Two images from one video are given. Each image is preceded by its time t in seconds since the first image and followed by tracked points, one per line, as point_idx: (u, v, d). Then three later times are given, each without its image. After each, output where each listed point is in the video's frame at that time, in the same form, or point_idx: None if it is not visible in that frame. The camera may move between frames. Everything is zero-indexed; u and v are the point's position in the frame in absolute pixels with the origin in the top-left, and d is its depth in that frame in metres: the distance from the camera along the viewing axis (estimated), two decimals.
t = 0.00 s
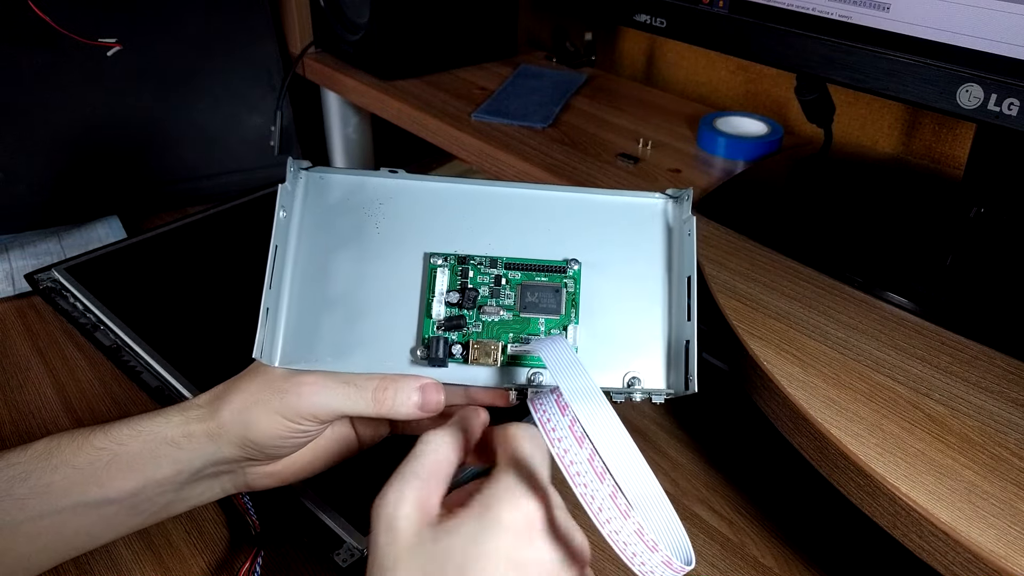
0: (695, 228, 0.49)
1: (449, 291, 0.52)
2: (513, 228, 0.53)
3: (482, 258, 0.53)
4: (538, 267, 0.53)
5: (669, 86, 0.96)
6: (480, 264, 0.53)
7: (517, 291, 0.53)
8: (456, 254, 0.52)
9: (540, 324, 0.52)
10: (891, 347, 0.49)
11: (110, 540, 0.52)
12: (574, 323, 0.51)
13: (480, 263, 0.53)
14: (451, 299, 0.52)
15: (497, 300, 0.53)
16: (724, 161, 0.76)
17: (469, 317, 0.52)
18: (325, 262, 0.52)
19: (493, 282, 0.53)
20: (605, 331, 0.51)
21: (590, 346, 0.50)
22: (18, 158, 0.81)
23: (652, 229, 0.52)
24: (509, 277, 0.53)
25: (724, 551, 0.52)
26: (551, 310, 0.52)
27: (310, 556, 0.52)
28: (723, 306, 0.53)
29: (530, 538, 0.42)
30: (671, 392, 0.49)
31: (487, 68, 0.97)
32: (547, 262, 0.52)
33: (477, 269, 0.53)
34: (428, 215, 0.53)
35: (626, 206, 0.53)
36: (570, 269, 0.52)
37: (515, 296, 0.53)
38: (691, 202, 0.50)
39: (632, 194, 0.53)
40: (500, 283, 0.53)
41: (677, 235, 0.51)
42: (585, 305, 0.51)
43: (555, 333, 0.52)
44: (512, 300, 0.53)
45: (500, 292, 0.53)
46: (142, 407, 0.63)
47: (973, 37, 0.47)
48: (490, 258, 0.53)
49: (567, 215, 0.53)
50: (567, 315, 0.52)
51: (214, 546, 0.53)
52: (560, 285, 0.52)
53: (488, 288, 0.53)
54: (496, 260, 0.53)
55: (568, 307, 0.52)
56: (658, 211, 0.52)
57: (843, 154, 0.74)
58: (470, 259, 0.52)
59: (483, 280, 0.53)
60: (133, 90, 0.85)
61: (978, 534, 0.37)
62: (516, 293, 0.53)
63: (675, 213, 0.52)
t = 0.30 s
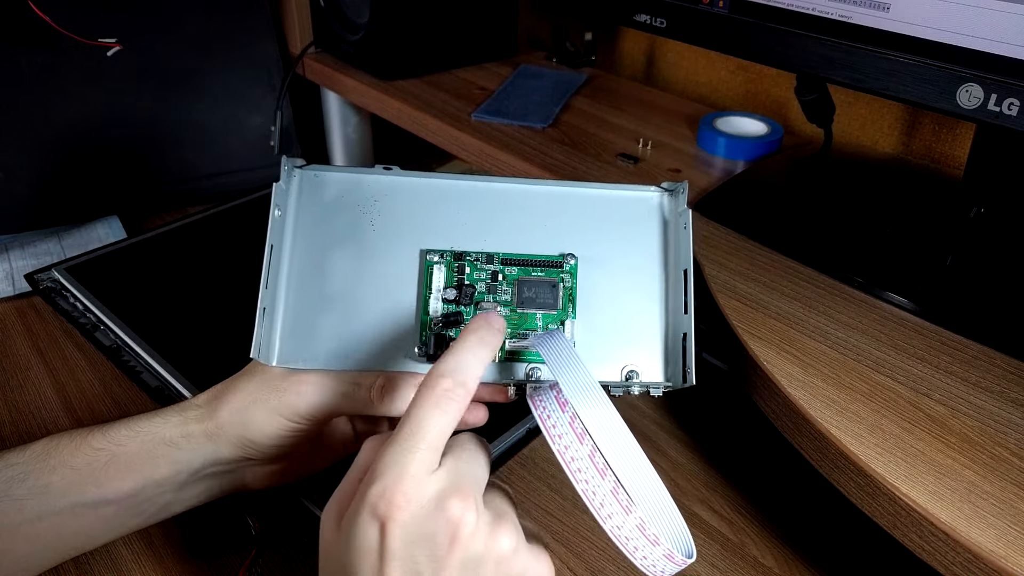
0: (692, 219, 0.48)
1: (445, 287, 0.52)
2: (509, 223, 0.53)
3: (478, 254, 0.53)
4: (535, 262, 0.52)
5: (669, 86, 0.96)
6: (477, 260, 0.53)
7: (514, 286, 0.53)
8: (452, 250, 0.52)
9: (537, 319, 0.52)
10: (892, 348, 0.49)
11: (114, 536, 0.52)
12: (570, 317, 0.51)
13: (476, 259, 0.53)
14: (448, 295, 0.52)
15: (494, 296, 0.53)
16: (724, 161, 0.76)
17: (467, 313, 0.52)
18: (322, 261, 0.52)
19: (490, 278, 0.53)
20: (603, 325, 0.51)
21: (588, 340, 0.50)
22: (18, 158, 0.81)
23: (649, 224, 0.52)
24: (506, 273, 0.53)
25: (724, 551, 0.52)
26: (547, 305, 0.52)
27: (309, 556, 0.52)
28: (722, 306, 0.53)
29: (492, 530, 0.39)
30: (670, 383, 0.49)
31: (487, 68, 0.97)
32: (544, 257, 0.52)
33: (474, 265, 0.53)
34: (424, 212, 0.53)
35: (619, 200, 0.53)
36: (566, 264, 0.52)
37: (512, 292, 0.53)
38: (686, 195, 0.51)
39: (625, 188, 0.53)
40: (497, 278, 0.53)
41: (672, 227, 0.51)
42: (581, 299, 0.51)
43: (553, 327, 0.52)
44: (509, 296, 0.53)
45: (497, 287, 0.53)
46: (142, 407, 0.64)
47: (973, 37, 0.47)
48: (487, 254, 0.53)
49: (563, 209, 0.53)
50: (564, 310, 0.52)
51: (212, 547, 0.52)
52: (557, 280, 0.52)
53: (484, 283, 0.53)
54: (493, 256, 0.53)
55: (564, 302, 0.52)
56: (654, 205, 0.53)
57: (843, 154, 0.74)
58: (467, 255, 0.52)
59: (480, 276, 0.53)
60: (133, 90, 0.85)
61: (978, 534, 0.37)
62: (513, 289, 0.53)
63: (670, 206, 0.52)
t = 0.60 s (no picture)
0: (693, 222, 0.49)
1: (443, 293, 0.51)
2: (506, 224, 0.52)
3: (476, 257, 0.52)
4: (534, 265, 0.52)
5: (669, 86, 0.96)
6: (474, 263, 0.52)
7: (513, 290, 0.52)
8: (449, 254, 0.52)
9: (537, 323, 0.52)
10: (892, 347, 0.49)
11: (114, 538, 0.52)
12: (570, 322, 0.51)
13: (474, 262, 0.52)
14: (445, 301, 0.51)
15: (492, 300, 0.52)
16: (724, 161, 0.76)
17: (466, 318, 0.52)
18: (316, 266, 0.51)
19: (488, 282, 0.53)
20: (603, 330, 0.51)
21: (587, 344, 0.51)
22: (18, 159, 0.81)
23: (646, 221, 0.52)
24: (504, 276, 0.52)
25: (724, 551, 0.52)
26: (547, 309, 0.51)
27: (308, 556, 0.52)
28: (722, 306, 0.53)
29: (502, 533, 0.40)
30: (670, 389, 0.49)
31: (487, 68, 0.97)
32: (543, 260, 0.52)
33: (472, 269, 0.52)
34: (418, 213, 0.52)
35: (619, 199, 0.52)
36: (565, 266, 0.51)
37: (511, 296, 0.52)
38: (687, 194, 0.51)
39: (626, 186, 0.52)
40: (495, 282, 0.52)
41: (673, 228, 0.51)
42: (580, 302, 0.51)
43: (552, 331, 0.52)
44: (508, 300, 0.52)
45: (496, 292, 0.52)
46: (142, 407, 0.64)
47: (973, 37, 0.47)
48: (485, 257, 0.52)
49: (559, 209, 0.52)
50: (563, 314, 0.51)
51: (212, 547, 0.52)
52: (556, 283, 0.51)
53: (483, 288, 0.53)
54: (491, 259, 0.52)
55: (563, 306, 0.51)
56: (654, 204, 0.52)
57: (843, 154, 0.74)
58: (464, 258, 0.52)
59: (478, 280, 0.52)
60: (133, 90, 0.85)
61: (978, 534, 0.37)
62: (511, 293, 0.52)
63: (671, 206, 0.52)
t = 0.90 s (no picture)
0: (699, 231, 0.48)
1: (443, 302, 0.51)
2: (507, 231, 0.52)
3: (477, 265, 0.52)
4: (535, 273, 0.51)
5: (669, 86, 0.96)
6: (475, 271, 0.52)
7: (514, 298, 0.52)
8: (449, 261, 0.51)
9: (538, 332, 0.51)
10: (892, 347, 0.49)
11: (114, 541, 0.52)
12: (572, 331, 0.51)
13: (474, 270, 0.52)
14: (446, 311, 0.51)
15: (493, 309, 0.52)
16: (724, 161, 0.76)
17: (466, 328, 0.52)
18: (313, 273, 0.51)
19: (489, 290, 0.52)
20: (605, 341, 0.51)
21: (591, 354, 0.51)
22: (18, 160, 0.81)
23: (651, 228, 0.51)
24: (505, 284, 0.52)
25: (724, 551, 0.52)
26: (549, 318, 0.51)
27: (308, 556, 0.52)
28: (722, 306, 0.53)
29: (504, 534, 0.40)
30: (672, 401, 0.50)
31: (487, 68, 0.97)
32: (544, 267, 0.51)
33: (472, 276, 0.52)
34: (417, 220, 0.52)
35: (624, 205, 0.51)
36: (568, 274, 0.51)
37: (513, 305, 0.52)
38: (693, 201, 0.50)
39: (632, 192, 0.51)
40: (496, 290, 0.52)
41: (679, 236, 0.50)
42: (583, 312, 0.51)
43: (554, 341, 0.51)
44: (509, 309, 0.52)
45: (496, 300, 0.52)
46: (142, 407, 0.64)
47: (973, 36, 0.47)
48: (485, 265, 0.52)
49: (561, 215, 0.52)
50: (565, 323, 0.51)
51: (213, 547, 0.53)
52: (559, 291, 0.51)
53: (483, 296, 0.52)
54: (492, 266, 0.52)
55: (566, 314, 0.51)
56: (660, 209, 0.51)
57: (843, 154, 0.74)
58: (465, 266, 0.52)
59: (479, 288, 0.52)
60: (133, 90, 0.85)
61: (978, 534, 0.37)
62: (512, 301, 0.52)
63: (678, 211, 0.50)
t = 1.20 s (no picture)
0: (702, 243, 0.48)
1: (437, 311, 0.51)
2: (502, 240, 0.51)
3: (472, 273, 0.51)
4: (533, 283, 0.51)
5: (669, 86, 0.96)
6: (470, 279, 0.51)
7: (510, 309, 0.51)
8: (444, 269, 0.51)
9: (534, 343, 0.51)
10: (892, 347, 0.49)
11: (111, 544, 0.53)
12: (570, 343, 0.51)
13: (469, 278, 0.51)
14: (440, 320, 0.50)
15: (488, 319, 0.51)
16: (724, 161, 0.76)
17: (459, 338, 0.51)
18: (305, 279, 0.51)
19: (484, 299, 0.52)
20: (603, 356, 0.50)
21: (588, 368, 0.50)
22: (17, 161, 0.81)
23: (650, 238, 0.50)
24: (501, 293, 0.52)
25: (724, 551, 0.52)
26: (547, 329, 0.51)
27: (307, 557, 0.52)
28: (722, 306, 0.53)
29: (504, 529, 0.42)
30: (671, 417, 0.49)
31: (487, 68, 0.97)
32: (543, 277, 0.51)
33: (467, 285, 0.51)
34: (410, 227, 0.51)
35: (623, 213, 0.51)
36: (565, 285, 0.51)
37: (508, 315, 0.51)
38: (697, 212, 0.49)
39: (632, 200, 0.50)
40: (492, 300, 0.52)
41: (680, 247, 0.50)
42: (580, 323, 0.51)
43: (550, 353, 0.51)
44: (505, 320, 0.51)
45: (492, 310, 0.51)
46: (142, 407, 0.64)
47: (973, 36, 0.47)
48: (481, 274, 0.51)
49: (557, 224, 0.51)
50: (563, 333, 0.51)
51: (213, 547, 0.53)
52: (556, 302, 0.51)
53: (478, 305, 0.52)
54: (487, 275, 0.51)
55: (564, 325, 0.51)
56: (661, 217, 0.51)
57: (843, 154, 0.74)
58: (460, 274, 0.51)
59: (474, 296, 0.52)
60: (133, 90, 0.85)
61: (978, 534, 0.37)
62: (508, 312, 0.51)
63: (679, 221, 0.50)
